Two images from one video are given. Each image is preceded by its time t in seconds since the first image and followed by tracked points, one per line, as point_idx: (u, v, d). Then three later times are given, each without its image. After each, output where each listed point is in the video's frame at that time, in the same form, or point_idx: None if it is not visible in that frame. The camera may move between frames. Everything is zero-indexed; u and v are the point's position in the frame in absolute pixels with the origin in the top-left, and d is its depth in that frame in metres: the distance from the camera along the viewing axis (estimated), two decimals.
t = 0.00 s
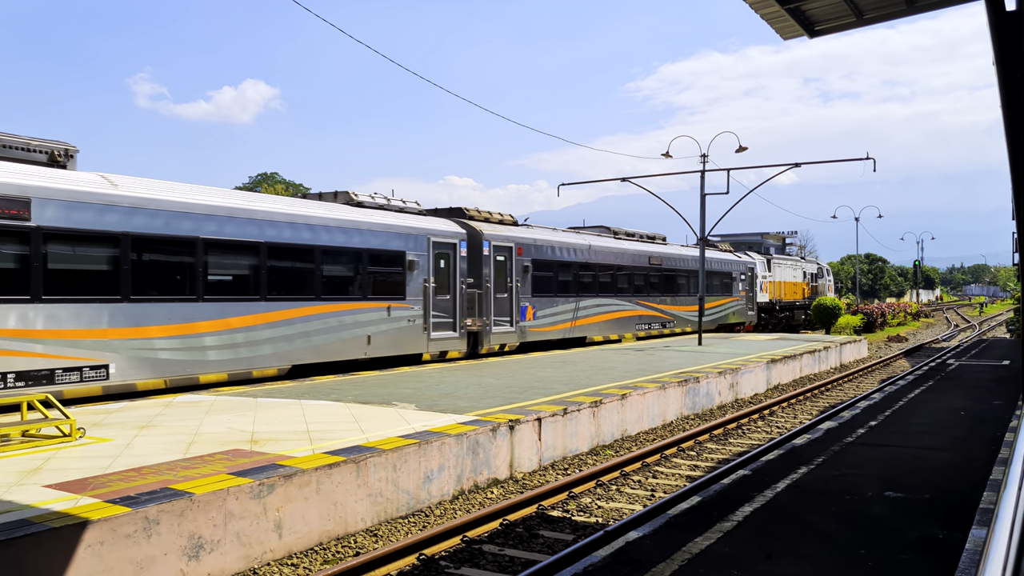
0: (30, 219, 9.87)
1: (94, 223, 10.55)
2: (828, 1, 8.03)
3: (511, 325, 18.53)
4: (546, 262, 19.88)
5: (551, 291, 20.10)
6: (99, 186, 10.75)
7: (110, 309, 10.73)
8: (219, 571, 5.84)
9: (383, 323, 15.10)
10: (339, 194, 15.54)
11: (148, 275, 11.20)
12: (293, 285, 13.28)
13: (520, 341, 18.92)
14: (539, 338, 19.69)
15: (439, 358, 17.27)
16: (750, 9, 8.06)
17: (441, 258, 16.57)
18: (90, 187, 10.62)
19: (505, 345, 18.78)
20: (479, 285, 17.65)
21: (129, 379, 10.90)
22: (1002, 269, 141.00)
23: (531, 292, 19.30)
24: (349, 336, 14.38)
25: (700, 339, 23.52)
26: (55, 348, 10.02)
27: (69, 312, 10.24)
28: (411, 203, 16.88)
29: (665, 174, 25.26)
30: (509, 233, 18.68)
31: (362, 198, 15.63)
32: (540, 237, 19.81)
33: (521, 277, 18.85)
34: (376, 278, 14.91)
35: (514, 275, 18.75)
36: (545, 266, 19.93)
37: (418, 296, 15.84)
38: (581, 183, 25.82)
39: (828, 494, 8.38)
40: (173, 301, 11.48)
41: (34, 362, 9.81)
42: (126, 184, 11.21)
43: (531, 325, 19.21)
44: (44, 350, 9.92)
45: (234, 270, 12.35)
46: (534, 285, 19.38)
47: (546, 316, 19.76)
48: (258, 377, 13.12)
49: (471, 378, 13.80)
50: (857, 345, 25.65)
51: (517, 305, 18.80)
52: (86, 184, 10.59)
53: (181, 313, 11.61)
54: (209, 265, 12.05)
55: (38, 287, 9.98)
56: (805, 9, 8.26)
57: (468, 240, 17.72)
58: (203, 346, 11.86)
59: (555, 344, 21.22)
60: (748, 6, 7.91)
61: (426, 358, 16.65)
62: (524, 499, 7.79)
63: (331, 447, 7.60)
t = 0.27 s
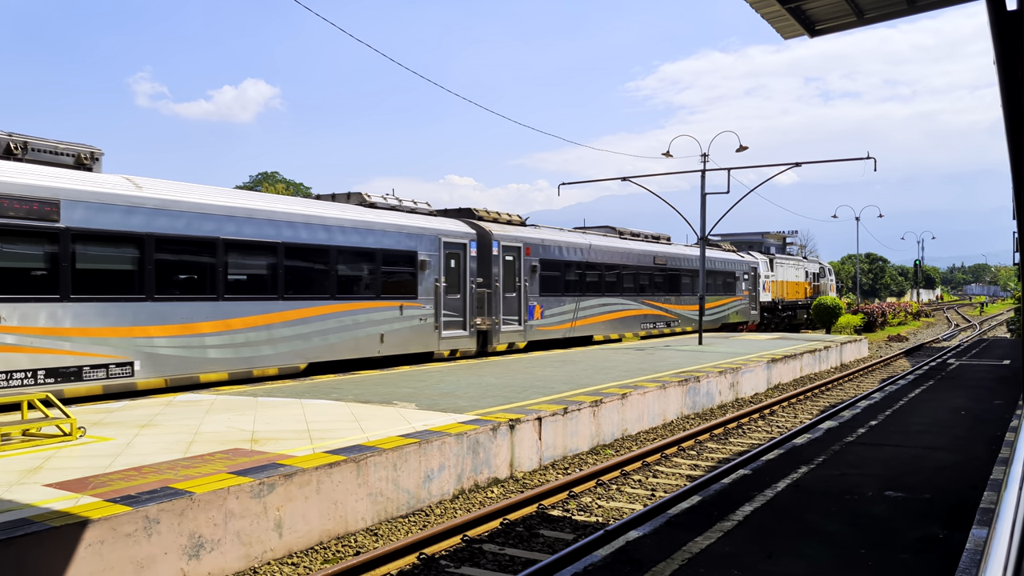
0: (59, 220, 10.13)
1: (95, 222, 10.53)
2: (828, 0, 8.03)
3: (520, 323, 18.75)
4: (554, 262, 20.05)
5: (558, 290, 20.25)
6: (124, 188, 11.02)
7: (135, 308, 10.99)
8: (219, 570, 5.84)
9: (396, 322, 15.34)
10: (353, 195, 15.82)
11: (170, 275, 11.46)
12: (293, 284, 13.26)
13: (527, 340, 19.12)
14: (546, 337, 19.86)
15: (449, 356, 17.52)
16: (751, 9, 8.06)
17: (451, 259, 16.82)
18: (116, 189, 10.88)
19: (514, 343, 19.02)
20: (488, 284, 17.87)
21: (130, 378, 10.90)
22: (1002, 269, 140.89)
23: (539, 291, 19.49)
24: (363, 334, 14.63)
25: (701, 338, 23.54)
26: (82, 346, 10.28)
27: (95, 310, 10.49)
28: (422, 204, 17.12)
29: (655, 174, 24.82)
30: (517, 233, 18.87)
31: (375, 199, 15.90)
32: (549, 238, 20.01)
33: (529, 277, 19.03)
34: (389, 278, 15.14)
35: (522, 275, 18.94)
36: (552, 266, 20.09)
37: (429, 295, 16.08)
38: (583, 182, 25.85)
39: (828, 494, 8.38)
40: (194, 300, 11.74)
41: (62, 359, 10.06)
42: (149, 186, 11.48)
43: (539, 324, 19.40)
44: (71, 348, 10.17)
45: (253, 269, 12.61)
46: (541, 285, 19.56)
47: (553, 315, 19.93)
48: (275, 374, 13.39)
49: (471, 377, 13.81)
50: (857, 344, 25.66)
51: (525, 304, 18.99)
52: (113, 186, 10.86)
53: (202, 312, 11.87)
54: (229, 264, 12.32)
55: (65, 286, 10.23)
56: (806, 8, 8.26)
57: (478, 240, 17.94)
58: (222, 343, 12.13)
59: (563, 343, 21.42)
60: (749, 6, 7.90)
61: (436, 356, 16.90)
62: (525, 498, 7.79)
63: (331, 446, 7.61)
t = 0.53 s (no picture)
0: (84, 222, 10.40)
1: (94, 221, 10.52)
2: (827, 0, 8.04)
3: (526, 322, 18.90)
4: (559, 262, 20.21)
5: (564, 290, 20.37)
6: (145, 190, 11.28)
7: (156, 307, 11.26)
8: (217, 570, 5.84)
9: (407, 321, 15.58)
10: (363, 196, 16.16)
11: (189, 275, 11.71)
12: (291, 284, 13.21)
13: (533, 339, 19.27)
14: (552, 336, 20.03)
15: (457, 355, 17.72)
16: (749, 8, 8.07)
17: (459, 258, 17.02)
18: (138, 191, 11.15)
19: (520, 342, 19.19)
20: (495, 284, 18.06)
21: (128, 377, 10.89)
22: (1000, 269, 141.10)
23: (545, 291, 19.63)
24: (375, 332, 14.85)
25: (699, 338, 23.56)
26: (105, 344, 10.55)
27: (117, 310, 10.75)
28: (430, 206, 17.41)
29: (649, 174, 24.47)
30: (524, 233, 19.05)
31: (385, 201, 16.23)
32: (554, 239, 20.21)
33: (535, 277, 19.19)
34: (399, 278, 15.36)
35: (528, 275, 19.10)
36: (557, 266, 20.25)
37: (438, 294, 16.28)
38: (582, 181, 25.84)
39: (826, 493, 8.38)
40: (213, 299, 12.00)
41: (85, 357, 10.33)
42: (170, 188, 11.76)
43: (545, 323, 19.55)
44: (94, 345, 10.44)
45: (269, 269, 12.85)
46: (547, 284, 19.72)
47: (559, 314, 20.08)
48: (289, 371, 13.65)
49: (469, 376, 13.81)
50: (855, 344, 25.70)
51: (531, 303, 19.14)
52: (127, 188, 11.02)
53: (220, 311, 12.14)
54: (247, 265, 12.57)
55: (90, 286, 10.50)
56: (805, 8, 8.27)
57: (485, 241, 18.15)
58: (239, 342, 12.40)
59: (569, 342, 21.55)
60: (747, 6, 7.91)
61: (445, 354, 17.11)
62: (523, 497, 7.79)
63: (329, 445, 7.61)
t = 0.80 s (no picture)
0: (109, 223, 10.72)
1: (90, 220, 10.51)
2: (825, 0, 8.05)
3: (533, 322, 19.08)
4: (565, 262, 20.33)
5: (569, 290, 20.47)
6: (166, 192, 11.61)
7: (176, 306, 11.57)
8: (215, 569, 5.83)
9: (417, 320, 15.87)
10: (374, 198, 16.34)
11: (208, 275, 12.01)
12: (288, 283, 13.19)
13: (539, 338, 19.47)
14: (558, 335, 20.22)
15: (465, 353, 17.95)
16: (747, 8, 8.08)
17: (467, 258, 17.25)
18: (159, 194, 11.47)
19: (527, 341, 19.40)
20: (503, 284, 18.26)
21: (125, 377, 10.88)
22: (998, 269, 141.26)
23: (551, 291, 19.77)
24: (386, 332, 15.16)
25: (697, 338, 23.57)
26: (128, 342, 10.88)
27: (140, 309, 11.06)
28: (439, 208, 17.66)
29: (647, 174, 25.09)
30: (531, 234, 19.22)
31: (396, 202, 16.51)
32: (560, 239, 20.41)
33: (541, 277, 19.35)
34: (410, 278, 15.65)
35: (535, 275, 19.25)
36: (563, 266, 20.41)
37: (447, 294, 16.56)
38: (582, 181, 25.87)
39: (824, 493, 8.39)
40: (232, 299, 12.32)
41: (109, 354, 10.65)
42: (190, 190, 12.07)
43: (551, 322, 19.73)
44: (117, 343, 10.76)
45: (276, 269, 13.00)
46: (553, 284, 19.86)
47: (565, 314, 20.22)
48: (304, 370, 13.94)
49: (467, 376, 13.80)
50: (853, 344, 25.72)
51: (538, 303, 19.31)
52: (129, 188, 11.07)
53: (238, 310, 12.46)
54: (263, 265, 12.88)
55: (115, 286, 10.83)
56: (803, 8, 8.28)
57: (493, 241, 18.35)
58: (256, 341, 12.69)
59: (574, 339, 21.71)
60: (745, 6, 7.92)
61: (453, 353, 17.37)
62: (521, 497, 7.79)
63: (327, 445, 7.60)
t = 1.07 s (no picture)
0: (132, 225, 11.03)
1: (88, 220, 10.52)
2: (823, 0, 8.05)
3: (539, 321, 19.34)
4: (570, 262, 20.58)
5: (573, 290, 20.66)
6: (185, 196, 11.86)
7: (197, 306, 11.88)
8: (213, 569, 5.83)
9: (426, 320, 16.18)
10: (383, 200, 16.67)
11: (225, 275, 12.31)
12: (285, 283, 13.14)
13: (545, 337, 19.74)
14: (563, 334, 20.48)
15: (472, 352, 18.24)
16: (745, 9, 8.09)
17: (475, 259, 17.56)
18: (178, 197, 11.73)
19: (533, 341, 19.65)
20: (509, 284, 18.55)
21: (123, 377, 10.87)
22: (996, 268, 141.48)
23: (556, 290, 20.01)
24: (397, 331, 15.45)
25: (696, 338, 23.57)
26: (152, 340, 11.19)
27: (162, 308, 11.37)
28: (448, 209, 17.95)
29: (645, 174, 25.61)
30: (536, 234, 19.49)
31: (405, 203, 16.86)
32: (565, 240, 20.69)
33: (546, 277, 19.62)
34: (420, 278, 15.95)
35: (540, 275, 19.52)
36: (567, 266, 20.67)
37: (455, 294, 16.83)
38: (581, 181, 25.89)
39: (822, 493, 8.40)
40: (250, 299, 12.64)
41: (133, 352, 10.97)
42: (209, 193, 12.34)
43: (557, 322, 19.98)
44: (141, 342, 11.09)
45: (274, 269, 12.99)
46: (558, 284, 20.12)
47: (570, 314, 20.49)
48: (317, 369, 14.20)
49: (465, 376, 13.80)
50: (851, 344, 25.74)
51: (543, 303, 19.56)
52: (127, 187, 11.07)
53: (255, 309, 12.77)
54: (279, 265, 13.19)
55: (138, 286, 11.14)
56: (800, 8, 8.30)
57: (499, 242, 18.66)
58: (272, 339, 12.98)
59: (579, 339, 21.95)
60: (743, 6, 7.93)
61: (462, 352, 17.68)
62: (519, 497, 7.79)
63: (325, 445, 7.60)
